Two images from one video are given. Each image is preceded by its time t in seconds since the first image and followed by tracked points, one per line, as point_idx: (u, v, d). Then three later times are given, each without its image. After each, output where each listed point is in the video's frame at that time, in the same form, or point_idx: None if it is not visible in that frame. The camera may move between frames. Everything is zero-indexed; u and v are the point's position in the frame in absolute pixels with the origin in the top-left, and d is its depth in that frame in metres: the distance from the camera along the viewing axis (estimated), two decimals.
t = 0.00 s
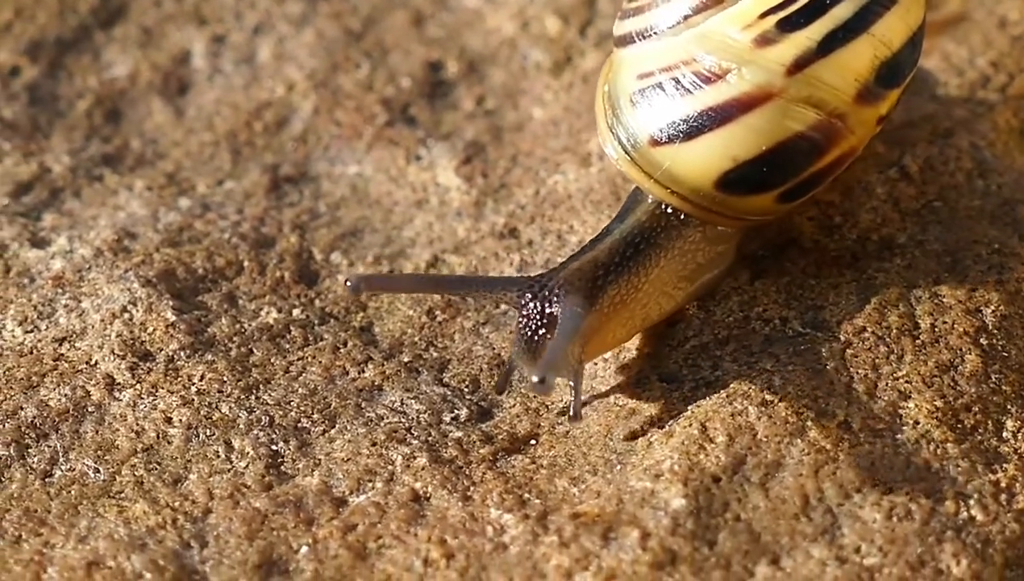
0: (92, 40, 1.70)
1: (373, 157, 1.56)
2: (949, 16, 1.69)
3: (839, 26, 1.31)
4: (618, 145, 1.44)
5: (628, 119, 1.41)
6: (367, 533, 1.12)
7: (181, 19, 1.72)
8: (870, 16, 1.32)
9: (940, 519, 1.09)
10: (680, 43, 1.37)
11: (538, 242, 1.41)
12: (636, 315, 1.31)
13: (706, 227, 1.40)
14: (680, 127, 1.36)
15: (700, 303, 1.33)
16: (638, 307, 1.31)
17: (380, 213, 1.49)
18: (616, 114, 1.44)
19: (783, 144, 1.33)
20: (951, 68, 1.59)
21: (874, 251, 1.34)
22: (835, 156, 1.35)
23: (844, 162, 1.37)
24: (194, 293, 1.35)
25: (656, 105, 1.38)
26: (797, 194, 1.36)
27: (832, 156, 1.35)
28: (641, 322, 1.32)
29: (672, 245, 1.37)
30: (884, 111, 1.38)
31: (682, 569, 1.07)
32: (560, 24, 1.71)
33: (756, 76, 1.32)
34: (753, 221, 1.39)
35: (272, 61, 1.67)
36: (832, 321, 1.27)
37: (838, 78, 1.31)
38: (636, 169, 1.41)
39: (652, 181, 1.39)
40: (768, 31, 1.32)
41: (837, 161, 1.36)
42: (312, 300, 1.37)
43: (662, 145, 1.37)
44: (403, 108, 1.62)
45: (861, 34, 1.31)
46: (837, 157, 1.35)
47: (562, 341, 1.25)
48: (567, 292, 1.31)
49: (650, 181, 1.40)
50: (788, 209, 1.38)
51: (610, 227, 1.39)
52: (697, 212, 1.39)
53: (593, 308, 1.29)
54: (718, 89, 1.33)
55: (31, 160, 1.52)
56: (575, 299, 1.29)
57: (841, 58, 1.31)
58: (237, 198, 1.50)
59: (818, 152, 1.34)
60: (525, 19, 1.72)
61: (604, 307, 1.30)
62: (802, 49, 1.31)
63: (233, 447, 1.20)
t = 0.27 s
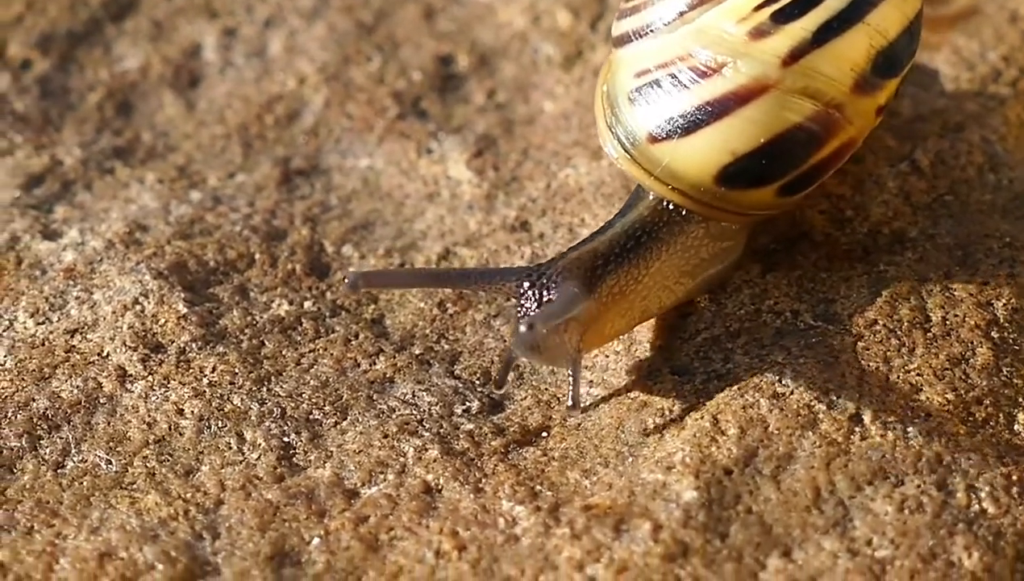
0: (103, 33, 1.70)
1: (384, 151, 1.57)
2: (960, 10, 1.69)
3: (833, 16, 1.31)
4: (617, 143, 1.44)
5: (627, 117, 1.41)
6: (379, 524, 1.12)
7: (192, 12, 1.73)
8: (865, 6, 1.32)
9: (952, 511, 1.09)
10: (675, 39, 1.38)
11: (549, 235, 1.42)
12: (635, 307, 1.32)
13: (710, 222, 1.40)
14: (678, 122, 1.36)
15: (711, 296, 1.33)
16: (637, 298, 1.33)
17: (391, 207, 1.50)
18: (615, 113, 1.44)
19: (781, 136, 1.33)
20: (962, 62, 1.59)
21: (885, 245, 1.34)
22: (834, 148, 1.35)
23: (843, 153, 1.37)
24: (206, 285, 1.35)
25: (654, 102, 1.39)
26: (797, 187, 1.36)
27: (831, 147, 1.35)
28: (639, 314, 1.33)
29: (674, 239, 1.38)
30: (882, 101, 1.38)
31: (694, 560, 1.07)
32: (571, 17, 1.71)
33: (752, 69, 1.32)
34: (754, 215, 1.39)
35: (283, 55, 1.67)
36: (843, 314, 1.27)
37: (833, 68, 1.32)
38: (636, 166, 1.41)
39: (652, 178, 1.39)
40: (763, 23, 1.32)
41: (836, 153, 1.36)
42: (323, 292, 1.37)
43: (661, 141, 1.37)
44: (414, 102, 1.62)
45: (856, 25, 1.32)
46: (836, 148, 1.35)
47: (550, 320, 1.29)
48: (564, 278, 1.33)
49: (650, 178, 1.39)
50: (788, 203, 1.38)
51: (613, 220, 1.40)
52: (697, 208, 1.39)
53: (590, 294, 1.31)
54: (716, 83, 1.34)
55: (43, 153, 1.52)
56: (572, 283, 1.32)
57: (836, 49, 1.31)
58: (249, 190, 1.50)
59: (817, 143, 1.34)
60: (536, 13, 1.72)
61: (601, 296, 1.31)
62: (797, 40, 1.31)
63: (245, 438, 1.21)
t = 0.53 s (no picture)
0: (113, 30, 1.70)
1: (394, 148, 1.57)
2: (970, 9, 1.70)
3: (830, 9, 1.32)
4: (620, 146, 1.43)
5: (628, 119, 1.41)
6: (390, 522, 1.13)
7: (202, 10, 1.73)
8: None
9: (963, 509, 1.09)
10: (673, 39, 1.38)
11: (559, 233, 1.42)
12: (638, 307, 1.33)
13: (718, 221, 1.39)
14: (679, 120, 1.35)
15: (721, 294, 1.33)
16: (642, 298, 1.33)
17: (401, 204, 1.49)
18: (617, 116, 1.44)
19: (783, 130, 1.32)
20: (972, 61, 1.60)
21: (896, 242, 1.34)
22: (837, 141, 1.35)
23: (847, 146, 1.36)
24: (216, 282, 1.35)
25: (655, 102, 1.38)
26: (802, 182, 1.35)
27: (834, 141, 1.34)
28: (642, 314, 1.33)
29: (680, 239, 1.38)
30: (883, 94, 1.38)
31: (705, 558, 1.07)
32: (581, 15, 1.72)
33: (752, 64, 1.32)
34: (760, 213, 1.38)
35: (293, 52, 1.68)
36: (854, 312, 1.27)
37: (833, 60, 1.32)
38: (639, 168, 1.40)
39: (656, 178, 1.39)
40: (761, 18, 1.33)
41: (840, 146, 1.35)
42: (334, 290, 1.37)
43: (664, 141, 1.37)
44: (424, 99, 1.62)
45: (853, 17, 1.32)
46: (839, 141, 1.35)
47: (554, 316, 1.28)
48: (567, 276, 1.32)
49: (654, 179, 1.39)
50: (794, 199, 1.37)
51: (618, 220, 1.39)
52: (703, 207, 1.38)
53: (593, 293, 1.30)
54: (717, 79, 1.33)
55: (53, 150, 1.52)
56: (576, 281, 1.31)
57: (835, 41, 1.32)
58: (259, 187, 1.50)
59: (819, 137, 1.33)
60: (546, 11, 1.73)
61: (604, 296, 1.31)
62: (795, 34, 1.32)
63: (255, 435, 1.21)
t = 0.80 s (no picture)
0: (127, 26, 1.70)
1: (407, 144, 1.57)
2: (982, 6, 1.70)
3: (824, 4, 1.32)
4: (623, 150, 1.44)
5: (630, 123, 1.41)
6: (404, 516, 1.13)
7: (215, 6, 1.73)
8: None
9: (976, 505, 1.09)
10: (671, 41, 1.39)
11: (572, 229, 1.42)
12: (641, 312, 1.32)
13: (725, 221, 1.39)
14: (680, 120, 1.36)
15: (735, 290, 1.34)
16: (644, 304, 1.32)
17: (414, 200, 1.50)
18: (619, 120, 1.44)
19: (784, 125, 1.32)
20: (984, 57, 1.60)
21: (909, 238, 1.34)
22: (839, 134, 1.35)
23: (849, 140, 1.36)
24: (230, 277, 1.36)
25: (656, 103, 1.39)
26: (806, 178, 1.35)
27: (836, 134, 1.34)
28: (645, 322, 1.32)
29: (685, 241, 1.38)
30: (884, 87, 1.38)
31: (720, 552, 1.06)
32: (594, 11, 1.72)
33: (749, 60, 1.33)
34: (765, 211, 1.38)
35: (306, 48, 1.68)
36: (867, 308, 1.27)
37: (830, 53, 1.32)
38: (643, 170, 1.41)
39: (660, 180, 1.39)
40: (757, 15, 1.34)
41: (842, 139, 1.35)
42: (347, 286, 1.37)
43: (666, 142, 1.37)
44: (437, 95, 1.63)
45: (848, 11, 1.32)
46: (841, 134, 1.35)
47: (551, 329, 1.27)
48: (565, 287, 1.31)
49: (659, 181, 1.39)
50: (799, 195, 1.37)
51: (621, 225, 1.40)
52: (708, 207, 1.38)
53: (592, 304, 1.30)
54: (716, 77, 1.34)
55: (67, 146, 1.53)
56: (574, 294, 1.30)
57: (831, 34, 1.32)
58: (272, 183, 1.50)
59: (821, 131, 1.33)
60: (559, 8, 1.73)
61: (604, 305, 1.30)
62: (791, 28, 1.32)
63: (269, 430, 1.21)
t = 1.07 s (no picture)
0: (140, 19, 1.71)
1: (420, 137, 1.57)
2: None
3: None
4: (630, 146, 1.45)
5: (636, 120, 1.42)
6: (418, 507, 1.14)
7: None
8: None
9: (988, 497, 1.10)
10: (675, 37, 1.39)
11: (585, 221, 1.43)
12: (645, 310, 1.32)
13: (732, 217, 1.40)
14: (685, 116, 1.37)
15: (747, 282, 1.34)
16: (648, 301, 1.32)
17: (427, 192, 1.50)
18: (625, 118, 1.45)
19: (788, 121, 1.33)
20: (996, 51, 1.61)
21: (921, 231, 1.35)
22: (844, 130, 1.35)
23: (855, 134, 1.36)
24: (244, 269, 1.36)
25: (663, 100, 1.39)
26: (811, 173, 1.35)
27: (841, 129, 1.34)
28: (648, 318, 1.33)
29: (692, 236, 1.39)
30: (889, 80, 1.37)
31: (731, 543, 1.08)
32: (606, 5, 1.73)
33: (753, 55, 1.33)
34: (772, 206, 1.38)
35: (318, 41, 1.68)
36: (879, 300, 1.27)
37: (834, 48, 1.32)
38: (649, 167, 1.41)
39: (667, 176, 1.40)
40: (761, 10, 1.34)
41: (848, 134, 1.35)
42: (360, 278, 1.37)
43: (671, 138, 1.38)
44: (450, 88, 1.63)
45: (852, 5, 1.32)
46: (845, 129, 1.35)
47: (552, 330, 1.27)
48: (567, 285, 1.31)
49: (665, 177, 1.40)
50: (805, 191, 1.37)
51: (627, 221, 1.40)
52: (714, 202, 1.39)
53: (595, 304, 1.30)
54: (721, 73, 1.34)
55: (80, 138, 1.54)
56: (576, 293, 1.30)
57: (835, 28, 1.32)
58: (285, 176, 1.51)
59: (826, 125, 1.33)
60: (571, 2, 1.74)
61: (606, 304, 1.31)
62: (795, 23, 1.32)
63: (283, 421, 1.22)
